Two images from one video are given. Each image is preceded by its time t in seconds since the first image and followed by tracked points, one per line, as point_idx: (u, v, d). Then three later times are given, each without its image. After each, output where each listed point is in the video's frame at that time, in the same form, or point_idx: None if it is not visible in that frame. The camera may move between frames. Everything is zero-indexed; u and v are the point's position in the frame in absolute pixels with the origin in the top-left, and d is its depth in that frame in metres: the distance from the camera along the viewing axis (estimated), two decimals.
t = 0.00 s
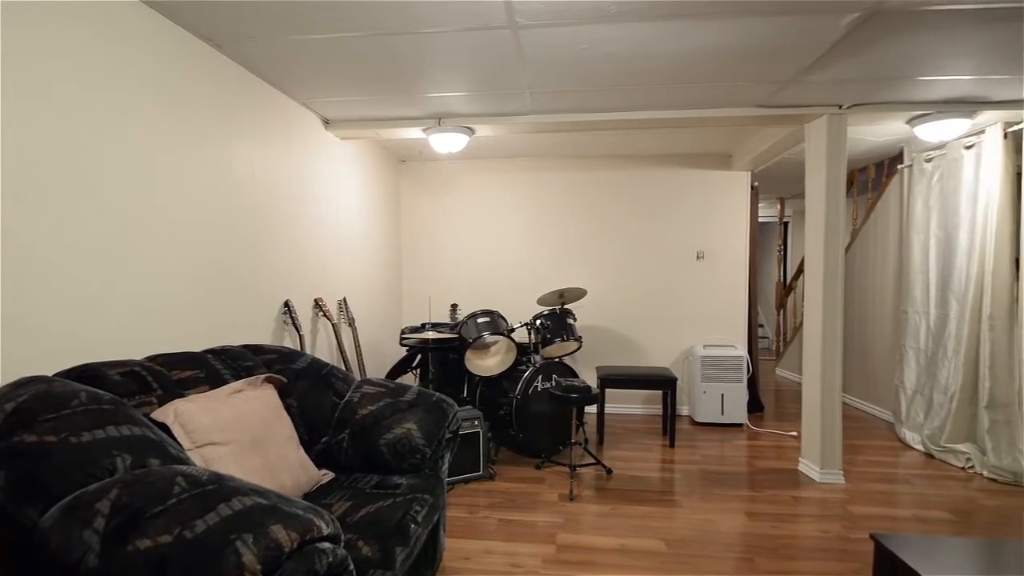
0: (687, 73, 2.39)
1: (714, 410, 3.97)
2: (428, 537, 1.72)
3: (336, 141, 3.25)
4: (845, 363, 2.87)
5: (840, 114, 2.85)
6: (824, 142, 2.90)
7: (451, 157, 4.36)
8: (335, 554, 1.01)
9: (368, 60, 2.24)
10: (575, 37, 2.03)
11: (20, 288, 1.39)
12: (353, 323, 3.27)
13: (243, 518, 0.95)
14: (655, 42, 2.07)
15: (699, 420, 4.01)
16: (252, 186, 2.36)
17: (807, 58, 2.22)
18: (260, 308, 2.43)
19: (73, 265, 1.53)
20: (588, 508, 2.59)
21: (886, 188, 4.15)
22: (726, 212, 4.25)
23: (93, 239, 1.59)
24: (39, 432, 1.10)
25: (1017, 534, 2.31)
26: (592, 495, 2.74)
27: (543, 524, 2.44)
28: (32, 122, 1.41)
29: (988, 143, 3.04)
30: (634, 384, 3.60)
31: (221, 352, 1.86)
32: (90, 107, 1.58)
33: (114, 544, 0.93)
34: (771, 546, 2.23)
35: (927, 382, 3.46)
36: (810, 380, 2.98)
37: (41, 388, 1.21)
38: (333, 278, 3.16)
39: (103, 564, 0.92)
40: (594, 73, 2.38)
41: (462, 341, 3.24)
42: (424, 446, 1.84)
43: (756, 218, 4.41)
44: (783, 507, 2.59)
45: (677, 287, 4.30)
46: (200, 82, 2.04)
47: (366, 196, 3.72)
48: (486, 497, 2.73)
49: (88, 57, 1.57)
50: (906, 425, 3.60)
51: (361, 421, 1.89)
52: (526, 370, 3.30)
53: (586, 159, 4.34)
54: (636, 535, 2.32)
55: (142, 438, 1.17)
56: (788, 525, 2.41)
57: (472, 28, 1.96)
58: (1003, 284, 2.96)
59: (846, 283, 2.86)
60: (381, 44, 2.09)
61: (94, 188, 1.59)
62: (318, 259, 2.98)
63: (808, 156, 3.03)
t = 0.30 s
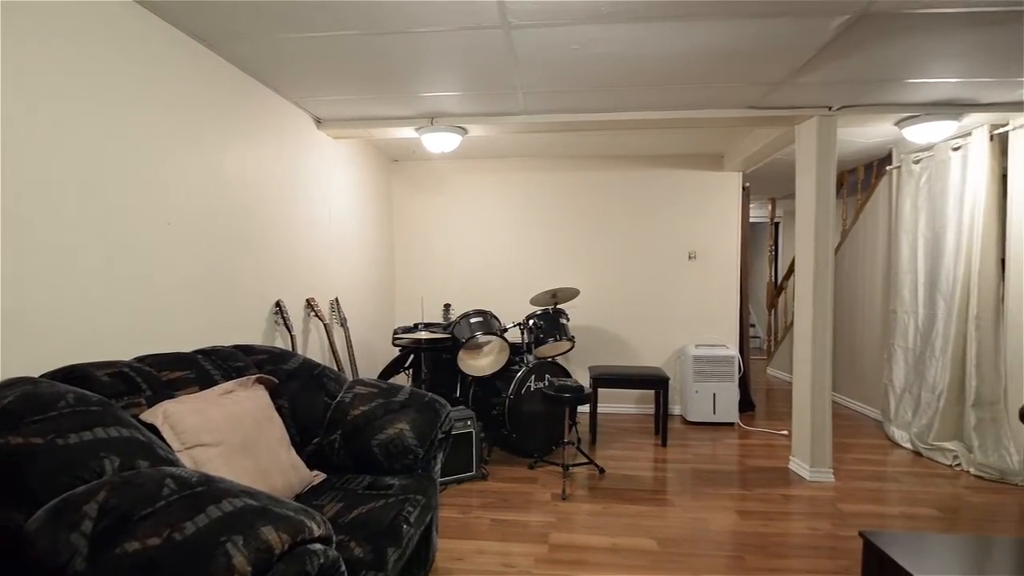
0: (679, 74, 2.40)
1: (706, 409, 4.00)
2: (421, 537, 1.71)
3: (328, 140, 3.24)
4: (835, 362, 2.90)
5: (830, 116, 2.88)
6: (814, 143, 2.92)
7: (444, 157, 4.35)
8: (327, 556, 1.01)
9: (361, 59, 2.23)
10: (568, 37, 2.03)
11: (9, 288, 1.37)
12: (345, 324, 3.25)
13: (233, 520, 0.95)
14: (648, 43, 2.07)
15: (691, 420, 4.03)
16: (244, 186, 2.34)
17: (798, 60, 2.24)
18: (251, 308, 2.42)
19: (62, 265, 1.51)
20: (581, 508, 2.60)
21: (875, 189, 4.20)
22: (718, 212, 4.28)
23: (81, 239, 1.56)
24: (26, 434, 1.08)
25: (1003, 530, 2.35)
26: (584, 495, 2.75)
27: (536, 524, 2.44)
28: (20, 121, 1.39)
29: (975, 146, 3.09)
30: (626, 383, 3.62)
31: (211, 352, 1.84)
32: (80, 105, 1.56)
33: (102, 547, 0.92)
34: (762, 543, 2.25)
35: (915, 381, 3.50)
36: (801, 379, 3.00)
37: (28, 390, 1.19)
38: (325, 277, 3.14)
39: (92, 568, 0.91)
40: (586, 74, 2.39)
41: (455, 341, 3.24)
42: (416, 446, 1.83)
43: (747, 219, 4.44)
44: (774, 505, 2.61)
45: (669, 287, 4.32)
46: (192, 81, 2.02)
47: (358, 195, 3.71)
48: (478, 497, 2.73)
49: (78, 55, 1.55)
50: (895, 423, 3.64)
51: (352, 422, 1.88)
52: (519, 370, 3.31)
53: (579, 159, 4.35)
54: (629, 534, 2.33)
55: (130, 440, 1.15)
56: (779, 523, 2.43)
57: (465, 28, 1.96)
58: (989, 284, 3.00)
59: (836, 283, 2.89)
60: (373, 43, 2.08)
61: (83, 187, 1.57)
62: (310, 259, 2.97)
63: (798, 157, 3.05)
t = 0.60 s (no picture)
0: (669, 76, 2.42)
1: (696, 408, 4.03)
2: (411, 537, 1.71)
3: (318, 139, 3.21)
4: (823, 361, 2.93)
5: (818, 118, 2.91)
6: (802, 144, 2.95)
7: (435, 156, 4.34)
8: (317, 557, 1.00)
9: (352, 58, 2.22)
10: (560, 38, 2.03)
11: None
12: (336, 324, 3.23)
13: (223, 521, 0.94)
14: (639, 44, 2.08)
15: (681, 419, 4.06)
16: (234, 185, 2.32)
17: (786, 63, 2.27)
18: (240, 309, 2.39)
19: (48, 264, 1.48)
20: (572, 507, 2.60)
21: (863, 190, 4.25)
22: (708, 213, 4.30)
23: (67, 239, 1.54)
24: (9, 436, 1.07)
25: (986, 526, 2.39)
26: (576, 494, 2.75)
27: (528, 523, 2.44)
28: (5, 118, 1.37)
29: (959, 148, 3.14)
30: (617, 383, 3.64)
31: (198, 353, 1.82)
32: (67, 103, 1.53)
33: (87, 550, 0.90)
34: (751, 541, 2.27)
35: (902, 379, 3.55)
36: (789, 378, 3.03)
37: (11, 392, 1.17)
38: (315, 277, 3.12)
39: (77, 571, 0.90)
40: (578, 74, 2.39)
41: (446, 342, 3.23)
42: (407, 447, 1.83)
43: (737, 219, 4.47)
44: (764, 503, 2.63)
45: (660, 287, 4.34)
46: (182, 79, 2.00)
47: (349, 195, 3.69)
48: (470, 497, 2.73)
49: (65, 51, 1.53)
50: (881, 421, 3.69)
51: (343, 423, 1.87)
52: (510, 370, 3.31)
53: (570, 159, 4.36)
54: (620, 533, 2.34)
55: (117, 442, 1.14)
56: (768, 521, 2.45)
57: (456, 27, 1.96)
58: (973, 284, 3.05)
59: (823, 283, 2.92)
60: (363, 41, 2.07)
61: (69, 185, 1.54)
62: (300, 259, 2.95)
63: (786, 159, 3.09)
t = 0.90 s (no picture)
0: (660, 77, 2.43)
1: (687, 408, 4.05)
2: (403, 538, 1.70)
3: (309, 138, 3.19)
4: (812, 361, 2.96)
5: (807, 119, 2.94)
6: (792, 145, 2.98)
7: (428, 156, 4.33)
8: (307, 559, 1.00)
9: (344, 56, 2.21)
10: (551, 38, 2.03)
11: None
12: (327, 324, 3.22)
13: (212, 524, 0.93)
14: (630, 45, 2.08)
15: (672, 418, 4.08)
16: (222, 184, 2.30)
17: (775, 65, 2.29)
18: (230, 309, 2.37)
19: (34, 264, 1.46)
20: (564, 507, 2.61)
21: (851, 191, 4.29)
22: (699, 213, 4.33)
23: (54, 238, 1.52)
24: None
25: (972, 522, 2.42)
26: (568, 494, 2.76)
27: (520, 523, 2.44)
28: None
29: (946, 150, 3.18)
30: (609, 383, 3.65)
31: (188, 353, 1.80)
32: (54, 101, 1.52)
33: (73, 554, 0.89)
34: (741, 539, 2.28)
35: (889, 378, 3.59)
36: (779, 377, 3.06)
37: None
38: (306, 277, 3.10)
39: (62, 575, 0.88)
40: (570, 74, 2.40)
41: (438, 342, 3.22)
42: (399, 447, 1.82)
43: (727, 219, 4.50)
44: (754, 502, 2.65)
45: (652, 287, 4.36)
46: (169, 78, 1.98)
47: (341, 194, 3.67)
48: (462, 497, 2.73)
49: (52, 48, 1.51)
50: (869, 420, 3.73)
51: (334, 423, 1.86)
52: (502, 369, 3.31)
53: (562, 160, 4.36)
54: (611, 532, 2.34)
55: (104, 443, 1.13)
56: (758, 519, 2.47)
57: (447, 27, 1.96)
58: (959, 284, 3.09)
59: (811, 283, 2.95)
60: (354, 40, 2.06)
61: (56, 183, 1.52)
62: (291, 259, 2.93)
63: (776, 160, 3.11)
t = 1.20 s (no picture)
0: (652, 77, 2.44)
1: (678, 407, 4.07)
2: (394, 540, 1.69)
3: (300, 138, 3.17)
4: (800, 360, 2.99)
5: (796, 120, 2.96)
6: (781, 147, 3.00)
7: (419, 156, 4.31)
8: (297, 561, 0.99)
9: (334, 55, 2.20)
10: (542, 38, 2.03)
11: None
12: (317, 324, 3.20)
13: (199, 526, 0.92)
14: (621, 45, 2.09)
15: (663, 417, 4.10)
16: (211, 183, 2.27)
17: (765, 66, 2.30)
18: (219, 309, 2.35)
19: (19, 264, 1.44)
20: (556, 506, 2.61)
21: (839, 192, 4.34)
22: (689, 214, 4.35)
23: (40, 238, 1.49)
24: None
25: (956, 518, 2.46)
26: (559, 494, 2.76)
27: (511, 524, 2.44)
28: None
29: (931, 152, 3.23)
30: (600, 382, 3.66)
31: (176, 354, 1.78)
32: (40, 98, 1.49)
33: (57, 557, 0.88)
34: (731, 537, 2.30)
35: (876, 377, 3.63)
36: (768, 376, 3.08)
37: None
38: (296, 278, 3.08)
39: None
40: (561, 75, 2.40)
41: (429, 342, 3.21)
42: (389, 448, 1.81)
43: (717, 220, 4.53)
44: (744, 500, 2.67)
45: (643, 287, 4.38)
46: (156, 75, 1.95)
47: (331, 194, 3.65)
48: (454, 497, 2.72)
49: (37, 45, 1.49)
50: (857, 418, 3.77)
51: (323, 425, 1.85)
52: (494, 369, 3.31)
53: (554, 160, 4.37)
54: (602, 531, 2.35)
55: (89, 446, 1.11)
56: (748, 517, 2.49)
57: (438, 26, 1.95)
58: (943, 284, 3.15)
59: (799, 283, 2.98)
60: (343, 39, 2.05)
61: (41, 182, 1.50)
62: (281, 260, 2.91)
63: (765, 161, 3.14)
